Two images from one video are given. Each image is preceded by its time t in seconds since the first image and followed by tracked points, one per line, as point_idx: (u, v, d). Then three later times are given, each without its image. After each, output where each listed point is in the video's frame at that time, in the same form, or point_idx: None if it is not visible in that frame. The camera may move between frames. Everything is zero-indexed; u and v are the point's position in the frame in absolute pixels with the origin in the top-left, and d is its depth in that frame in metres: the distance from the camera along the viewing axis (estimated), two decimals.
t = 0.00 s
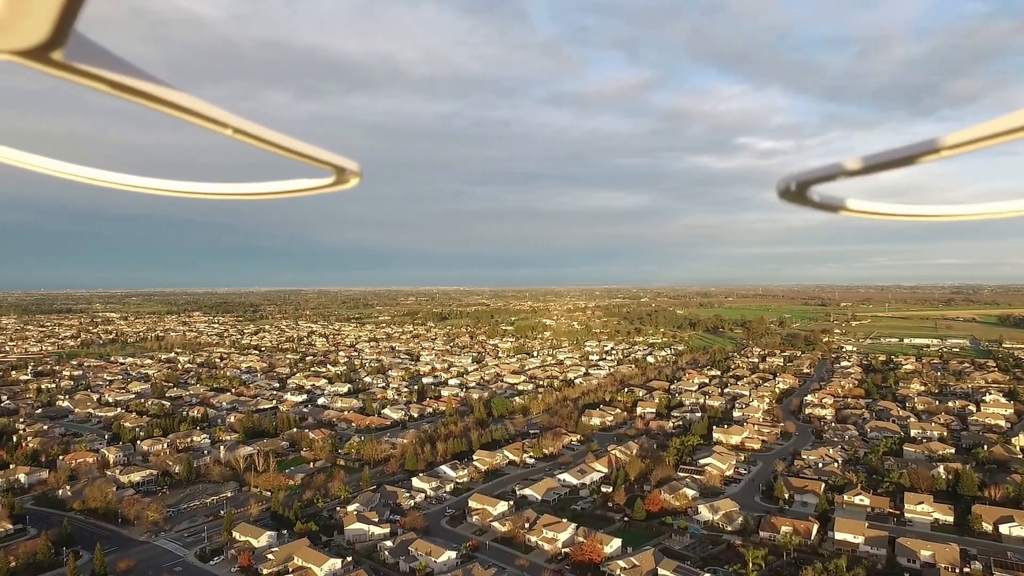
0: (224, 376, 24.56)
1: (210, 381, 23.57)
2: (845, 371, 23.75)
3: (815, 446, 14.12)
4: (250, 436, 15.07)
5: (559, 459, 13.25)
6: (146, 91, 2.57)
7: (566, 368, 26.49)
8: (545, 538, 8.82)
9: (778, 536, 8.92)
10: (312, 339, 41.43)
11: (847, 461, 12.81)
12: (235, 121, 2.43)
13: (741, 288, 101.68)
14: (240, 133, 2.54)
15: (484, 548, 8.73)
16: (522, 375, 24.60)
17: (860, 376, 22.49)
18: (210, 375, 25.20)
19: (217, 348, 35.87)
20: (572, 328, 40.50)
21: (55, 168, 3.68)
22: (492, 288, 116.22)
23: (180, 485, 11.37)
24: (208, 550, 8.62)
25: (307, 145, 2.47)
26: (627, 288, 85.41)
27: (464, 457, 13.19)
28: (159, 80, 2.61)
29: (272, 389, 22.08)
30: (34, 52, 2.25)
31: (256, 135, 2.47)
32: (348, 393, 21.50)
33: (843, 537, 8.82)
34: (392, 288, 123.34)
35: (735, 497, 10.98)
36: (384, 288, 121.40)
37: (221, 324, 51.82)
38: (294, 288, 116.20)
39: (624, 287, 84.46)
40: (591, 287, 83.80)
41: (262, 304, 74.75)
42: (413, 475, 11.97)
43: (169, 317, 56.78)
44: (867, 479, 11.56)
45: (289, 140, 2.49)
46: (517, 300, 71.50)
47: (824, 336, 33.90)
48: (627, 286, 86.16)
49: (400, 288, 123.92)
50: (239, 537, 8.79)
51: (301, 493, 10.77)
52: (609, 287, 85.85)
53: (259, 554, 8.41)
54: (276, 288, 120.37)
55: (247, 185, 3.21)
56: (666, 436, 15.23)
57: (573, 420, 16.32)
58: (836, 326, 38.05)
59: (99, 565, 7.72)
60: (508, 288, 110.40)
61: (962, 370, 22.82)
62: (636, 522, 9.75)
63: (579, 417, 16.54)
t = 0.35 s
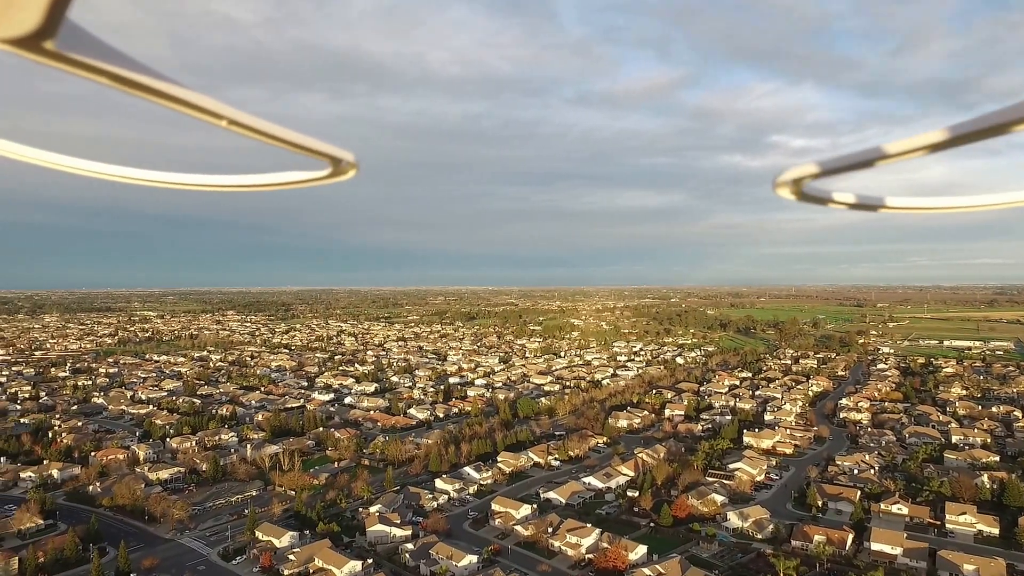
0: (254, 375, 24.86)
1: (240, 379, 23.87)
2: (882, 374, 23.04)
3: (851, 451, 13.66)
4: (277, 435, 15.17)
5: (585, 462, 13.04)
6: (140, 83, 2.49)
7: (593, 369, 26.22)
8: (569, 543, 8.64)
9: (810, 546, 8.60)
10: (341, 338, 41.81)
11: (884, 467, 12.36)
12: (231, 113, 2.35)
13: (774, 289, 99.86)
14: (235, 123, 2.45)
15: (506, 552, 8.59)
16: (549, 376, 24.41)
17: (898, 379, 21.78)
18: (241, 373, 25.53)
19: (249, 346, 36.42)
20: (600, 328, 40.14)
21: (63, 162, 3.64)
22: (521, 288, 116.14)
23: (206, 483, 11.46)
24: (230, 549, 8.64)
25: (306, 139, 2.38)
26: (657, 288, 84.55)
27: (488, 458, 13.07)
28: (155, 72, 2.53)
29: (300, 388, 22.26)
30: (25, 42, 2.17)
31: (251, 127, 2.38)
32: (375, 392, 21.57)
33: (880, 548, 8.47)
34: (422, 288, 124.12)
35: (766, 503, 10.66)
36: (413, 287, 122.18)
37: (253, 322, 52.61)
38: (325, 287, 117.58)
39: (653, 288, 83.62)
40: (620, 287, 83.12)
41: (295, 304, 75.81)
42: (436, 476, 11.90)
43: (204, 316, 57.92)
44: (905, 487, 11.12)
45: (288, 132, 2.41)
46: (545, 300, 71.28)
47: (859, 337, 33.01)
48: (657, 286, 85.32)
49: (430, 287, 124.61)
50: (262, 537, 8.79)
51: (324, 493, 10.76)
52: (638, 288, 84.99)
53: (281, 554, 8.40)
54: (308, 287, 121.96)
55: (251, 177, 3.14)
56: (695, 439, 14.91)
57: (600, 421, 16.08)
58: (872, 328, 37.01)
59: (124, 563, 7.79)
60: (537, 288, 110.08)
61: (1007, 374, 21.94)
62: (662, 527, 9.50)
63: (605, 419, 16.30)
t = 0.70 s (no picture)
0: (283, 374, 25.09)
1: (270, 378, 24.15)
2: (921, 377, 22.30)
3: (888, 458, 13.19)
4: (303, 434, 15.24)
5: (611, 465, 12.82)
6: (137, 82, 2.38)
7: (621, 370, 25.93)
8: (592, 549, 8.45)
9: (845, 556, 8.28)
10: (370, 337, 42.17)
11: (924, 475, 11.89)
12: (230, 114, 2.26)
13: (808, 289, 97.94)
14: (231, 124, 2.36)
15: (529, 557, 8.43)
16: (576, 377, 24.17)
17: (938, 383, 21.05)
18: (271, 372, 25.86)
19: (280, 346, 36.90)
20: (629, 329, 39.71)
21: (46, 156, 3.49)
22: (550, 288, 115.89)
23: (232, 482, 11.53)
24: (253, 548, 8.65)
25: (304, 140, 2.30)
26: (687, 288, 83.64)
27: (512, 461, 12.93)
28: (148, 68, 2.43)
29: (328, 387, 22.43)
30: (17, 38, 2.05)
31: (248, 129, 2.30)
32: (401, 392, 21.64)
33: (920, 561, 8.10)
34: (451, 288, 124.85)
35: (799, 511, 10.33)
36: (442, 287, 122.93)
37: (285, 322, 53.37)
38: (355, 287, 118.99)
39: (684, 287, 82.75)
40: (649, 287, 82.39)
41: (326, 303, 76.67)
42: (460, 478, 11.81)
43: (237, 315, 58.88)
44: (947, 496, 10.66)
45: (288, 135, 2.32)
46: (574, 300, 70.94)
47: (897, 339, 32.05)
48: (687, 287, 84.47)
49: (459, 288, 125.23)
50: (284, 537, 8.78)
51: (347, 493, 10.73)
52: (668, 287, 84.18)
53: (302, 555, 8.37)
54: (339, 287, 123.56)
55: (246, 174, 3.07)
56: (724, 443, 14.57)
57: (627, 423, 15.84)
58: (911, 330, 35.95)
59: (149, 561, 7.82)
60: (566, 288, 110.10)
61: None
62: (690, 535, 9.25)
63: (632, 422, 16.02)
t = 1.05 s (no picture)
0: (315, 373, 25.32)
1: (302, 377, 24.37)
2: (968, 382, 21.43)
3: (933, 466, 12.65)
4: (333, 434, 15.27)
5: (641, 469, 12.55)
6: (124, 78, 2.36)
7: (653, 372, 25.51)
8: (621, 556, 8.25)
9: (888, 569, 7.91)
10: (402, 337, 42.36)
11: (971, 484, 11.36)
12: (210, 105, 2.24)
13: (847, 289, 95.52)
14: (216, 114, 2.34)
15: (555, 563, 8.26)
16: (607, 378, 23.85)
17: (987, 387, 20.19)
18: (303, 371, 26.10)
19: (313, 345, 37.27)
20: (662, 329, 39.11)
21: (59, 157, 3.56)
22: (581, 287, 115.18)
23: (261, 481, 11.59)
24: (280, 548, 8.64)
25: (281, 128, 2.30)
26: (722, 288, 82.24)
27: (541, 463, 12.75)
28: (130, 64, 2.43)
29: (358, 387, 22.53)
30: None
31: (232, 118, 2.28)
32: (431, 392, 21.63)
33: None
34: (483, 288, 125.02)
35: (837, 520, 9.94)
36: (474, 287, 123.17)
37: (318, 321, 53.96)
38: (388, 287, 119.96)
39: (718, 288, 81.41)
40: (683, 287, 81.26)
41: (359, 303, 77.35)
42: (487, 480, 11.69)
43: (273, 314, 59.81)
44: (997, 507, 10.15)
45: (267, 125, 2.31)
46: (606, 300, 70.33)
47: (943, 341, 30.91)
48: (721, 287, 83.11)
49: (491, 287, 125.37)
50: (310, 537, 8.76)
51: (374, 494, 10.69)
52: (702, 287, 82.90)
53: (327, 556, 8.33)
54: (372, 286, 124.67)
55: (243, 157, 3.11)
56: (759, 448, 14.16)
57: (658, 426, 15.51)
58: (957, 331, 34.65)
59: (176, 558, 7.87)
60: (598, 288, 109.27)
61: None
62: (722, 542, 8.97)
63: (664, 424, 15.70)
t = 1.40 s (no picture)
0: (353, 372, 25.53)
1: (339, 376, 24.60)
2: None
3: (991, 475, 11.99)
4: (368, 433, 15.34)
5: (679, 473, 12.22)
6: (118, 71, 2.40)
7: (692, 373, 24.96)
8: (656, 564, 7.99)
9: None
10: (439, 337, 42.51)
11: None
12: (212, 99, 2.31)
13: (896, 288, 92.45)
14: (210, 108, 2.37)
15: (588, 570, 8.04)
16: (645, 380, 23.42)
17: None
18: (340, 371, 26.36)
19: (352, 344, 37.68)
20: (702, 330, 38.33)
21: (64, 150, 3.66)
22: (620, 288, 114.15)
23: (297, 480, 11.67)
24: (312, 548, 8.64)
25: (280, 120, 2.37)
26: (765, 288, 80.39)
27: (576, 466, 12.52)
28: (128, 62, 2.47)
29: (395, 387, 22.63)
30: None
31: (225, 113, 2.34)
32: (466, 393, 21.58)
33: None
34: (520, 288, 125.05)
35: (887, 530, 9.47)
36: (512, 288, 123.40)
37: (357, 321, 54.57)
38: (427, 288, 120.98)
39: (761, 288, 79.63)
40: (724, 287, 79.67)
41: (398, 304, 77.99)
42: (521, 482, 11.54)
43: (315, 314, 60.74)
44: None
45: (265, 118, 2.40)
46: (645, 300, 69.41)
47: (1001, 343, 29.48)
48: (764, 287, 81.29)
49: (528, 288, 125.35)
50: (341, 538, 8.74)
51: (406, 495, 10.63)
52: (744, 287, 81.20)
53: (358, 558, 8.28)
54: (411, 287, 125.91)
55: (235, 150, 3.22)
56: (803, 454, 13.65)
57: (697, 429, 15.12)
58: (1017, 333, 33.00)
59: (211, 557, 7.93)
60: (636, 288, 108.20)
61: None
62: (763, 552, 8.62)
63: (703, 427, 15.30)
